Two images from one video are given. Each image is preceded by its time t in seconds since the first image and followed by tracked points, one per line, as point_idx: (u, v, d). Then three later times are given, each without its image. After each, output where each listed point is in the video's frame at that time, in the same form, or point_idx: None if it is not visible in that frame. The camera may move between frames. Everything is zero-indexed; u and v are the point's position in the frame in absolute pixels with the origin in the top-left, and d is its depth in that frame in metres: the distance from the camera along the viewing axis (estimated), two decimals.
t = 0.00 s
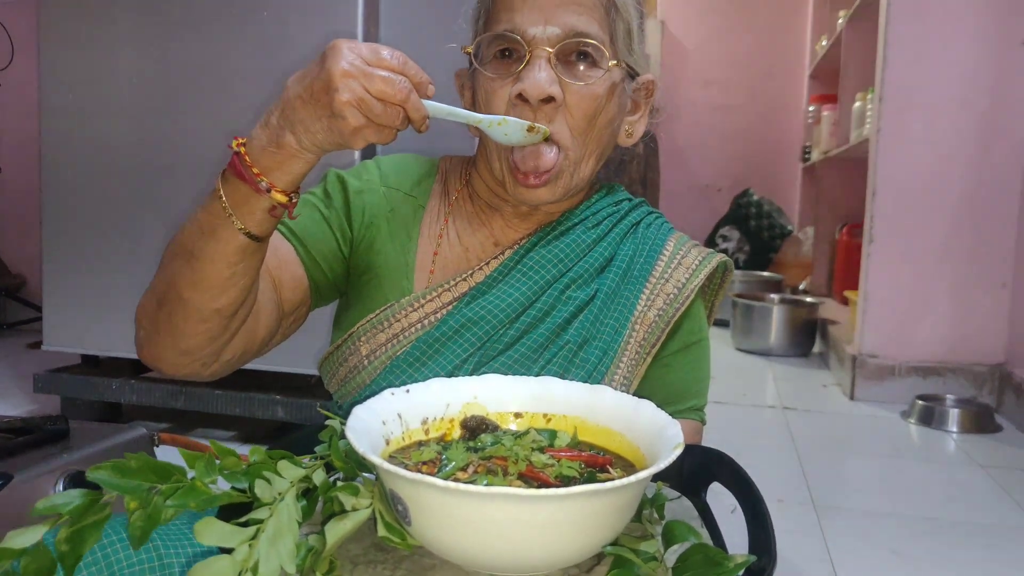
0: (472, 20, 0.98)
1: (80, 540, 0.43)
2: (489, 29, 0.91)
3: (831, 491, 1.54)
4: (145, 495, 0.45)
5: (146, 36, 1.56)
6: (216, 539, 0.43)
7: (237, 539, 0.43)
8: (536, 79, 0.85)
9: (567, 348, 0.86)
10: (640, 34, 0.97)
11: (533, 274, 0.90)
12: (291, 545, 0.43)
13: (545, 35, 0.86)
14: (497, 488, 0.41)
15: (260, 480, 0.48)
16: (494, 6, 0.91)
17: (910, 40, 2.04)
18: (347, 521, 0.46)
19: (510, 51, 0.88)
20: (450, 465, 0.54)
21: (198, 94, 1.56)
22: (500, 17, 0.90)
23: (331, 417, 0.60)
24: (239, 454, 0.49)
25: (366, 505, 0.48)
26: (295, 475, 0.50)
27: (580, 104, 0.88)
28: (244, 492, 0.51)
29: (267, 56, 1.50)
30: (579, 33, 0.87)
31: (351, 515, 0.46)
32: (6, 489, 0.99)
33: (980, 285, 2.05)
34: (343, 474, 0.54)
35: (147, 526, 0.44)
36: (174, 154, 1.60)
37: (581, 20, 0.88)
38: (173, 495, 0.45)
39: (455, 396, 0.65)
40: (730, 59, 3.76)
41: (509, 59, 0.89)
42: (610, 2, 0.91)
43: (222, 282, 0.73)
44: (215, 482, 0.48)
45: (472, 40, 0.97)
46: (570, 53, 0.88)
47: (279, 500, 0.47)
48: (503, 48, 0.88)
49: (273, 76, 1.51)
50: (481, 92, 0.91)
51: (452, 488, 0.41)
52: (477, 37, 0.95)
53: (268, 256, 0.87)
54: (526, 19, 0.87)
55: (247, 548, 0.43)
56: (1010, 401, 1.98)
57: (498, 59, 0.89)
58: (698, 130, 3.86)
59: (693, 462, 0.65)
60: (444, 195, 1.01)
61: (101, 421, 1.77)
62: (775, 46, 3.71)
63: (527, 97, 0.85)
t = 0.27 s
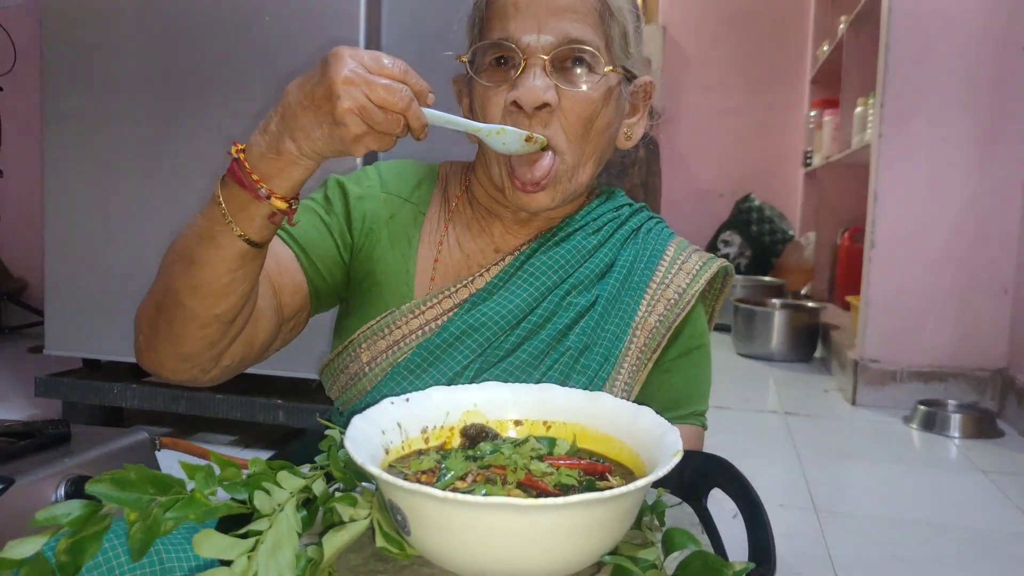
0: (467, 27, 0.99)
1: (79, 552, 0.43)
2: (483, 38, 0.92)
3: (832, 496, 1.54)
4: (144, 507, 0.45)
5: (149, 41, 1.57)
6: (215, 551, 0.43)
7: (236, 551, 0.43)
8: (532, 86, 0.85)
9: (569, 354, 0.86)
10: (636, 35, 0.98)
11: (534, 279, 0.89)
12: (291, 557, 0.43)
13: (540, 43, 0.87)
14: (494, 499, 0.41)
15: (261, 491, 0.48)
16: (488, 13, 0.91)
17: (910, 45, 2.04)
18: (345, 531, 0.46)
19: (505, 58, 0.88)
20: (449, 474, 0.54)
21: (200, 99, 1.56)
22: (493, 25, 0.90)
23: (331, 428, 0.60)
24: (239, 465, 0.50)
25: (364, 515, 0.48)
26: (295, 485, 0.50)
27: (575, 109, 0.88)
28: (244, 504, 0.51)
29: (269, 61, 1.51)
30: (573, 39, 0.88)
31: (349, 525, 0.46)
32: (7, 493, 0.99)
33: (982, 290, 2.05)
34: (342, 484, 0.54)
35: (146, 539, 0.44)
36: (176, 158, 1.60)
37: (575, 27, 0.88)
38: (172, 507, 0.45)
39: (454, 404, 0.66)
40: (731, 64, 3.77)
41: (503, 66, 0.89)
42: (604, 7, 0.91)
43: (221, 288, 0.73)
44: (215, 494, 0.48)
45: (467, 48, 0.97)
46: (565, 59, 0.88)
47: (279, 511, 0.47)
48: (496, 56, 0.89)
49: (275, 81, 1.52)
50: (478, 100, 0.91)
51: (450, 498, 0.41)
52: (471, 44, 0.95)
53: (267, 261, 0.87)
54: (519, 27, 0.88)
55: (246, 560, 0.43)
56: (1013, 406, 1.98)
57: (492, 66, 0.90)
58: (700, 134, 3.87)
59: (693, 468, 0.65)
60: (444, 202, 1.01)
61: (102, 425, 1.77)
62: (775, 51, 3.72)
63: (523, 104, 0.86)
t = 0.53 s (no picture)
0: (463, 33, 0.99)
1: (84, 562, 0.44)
2: (478, 46, 0.93)
3: (834, 500, 1.54)
4: (147, 517, 0.46)
5: (152, 46, 1.57)
6: (219, 560, 0.43)
7: (239, 560, 0.44)
8: (526, 93, 0.86)
9: (570, 360, 0.86)
10: (634, 37, 0.98)
11: (535, 285, 0.90)
12: (293, 565, 0.44)
13: (530, 51, 0.88)
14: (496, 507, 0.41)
15: (263, 500, 0.49)
16: (482, 20, 0.92)
17: (912, 51, 2.04)
18: (347, 541, 0.46)
19: (499, 66, 0.89)
20: (450, 482, 0.54)
21: (203, 104, 1.57)
22: (486, 33, 0.91)
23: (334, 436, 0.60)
24: (240, 475, 0.51)
25: (365, 524, 0.48)
26: (297, 494, 0.50)
27: (569, 113, 0.88)
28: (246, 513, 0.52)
29: (272, 66, 1.51)
30: (566, 46, 0.88)
31: (351, 534, 0.47)
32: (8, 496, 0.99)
33: (984, 296, 2.05)
34: (343, 492, 0.54)
35: (150, 548, 0.44)
36: (179, 163, 1.60)
37: (568, 33, 0.89)
38: (175, 517, 0.46)
39: (456, 410, 0.66)
40: (733, 69, 3.77)
41: (497, 74, 0.89)
42: (597, 11, 0.91)
43: (223, 291, 0.73)
44: (216, 503, 0.49)
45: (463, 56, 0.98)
46: (558, 65, 0.88)
47: (281, 520, 0.47)
48: (489, 64, 0.90)
49: (277, 85, 1.52)
50: (474, 107, 0.92)
51: (451, 506, 0.42)
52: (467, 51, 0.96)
53: (269, 265, 0.87)
54: (511, 35, 0.88)
55: (249, 569, 0.43)
56: (1015, 412, 1.98)
57: (486, 74, 0.90)
58: (701, 139, 3.87)
59: (695, 473, 0.66)
60: (445, 207, 1.01)
61: (104, 429, 1.78)
62: (777, 56, 3.72)
63: (516, 112, 0.86)
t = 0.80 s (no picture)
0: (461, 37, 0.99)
1: (85, 568, 0.44)
2: (476, 52, 0.93)
3: (835, 505, 1.54)
4: (149, 523, 0.46)
5: (154, 50, 1.57)
6: (221, 567, 0.43)
7: (241, 567, 0.44)
8: (524, 99, 0.86)
9: (572, 364, 0.86)
10: (631, 40, 0.98)
11: (537, 290, 0.89)
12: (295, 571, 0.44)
13: (529, 57, 0.88)
14: (498, 512, 0.41)
15: (264, 506, 0.49)
16: (480, 25, 0.92)
17: (913, 55, 2.04)
18: (349, 547, 0.46)
19: (497, 71, 0.89)
20: (452, 487, 0.54)
21: (205, 108, 1.57)
22: (484, 38, 0.91)
23: (336, 442, 0.60)
24: (242, 480, 0.51)
25: (367, 530, 0.48)
26: (299, 500, 0.50)
27: (569, 117, 0.88)
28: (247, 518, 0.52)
29: (273, 70, 1.52)
30: (564, 51, 0.88)
31: (352, 540, 0.47)
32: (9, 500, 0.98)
33: (985, 300, 2.05)
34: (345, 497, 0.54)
35: (151, 554, 0.45)
36: (180, 167, 1.60)
37: (566, 38, 0.89)
38: (177, 524, 0.46)
39: (457, 415, 0.66)
40: (734, 73, 3.78)
41: (495, 79, 0.90)
42: (595, 15, 0.91)
43: (224, 295, 0.73)
44: (218, 509, 0.49)
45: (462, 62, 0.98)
46: (557, 70, 0.89)
47: (283, 526, 0.47)
48: (488, 70, 0.90)
49: (279, 89, 1.52)
50: (473, 113, 0.92)
51: (454, 512, 0.41)
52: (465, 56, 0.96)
53: (270, 269, 0.87)
54: (509, 41, 0.88)
55: None
56: (1016, 416, 1.98)
57: (485, 80, 0.91)
58: (702, 143, 3.87)
59: (697, 477, 0.65)
60: (446, 212, 1.01)
61: (105, 433, 1.77)
62: (778, 61, 3.73)
63: (516, 118, 0.86)
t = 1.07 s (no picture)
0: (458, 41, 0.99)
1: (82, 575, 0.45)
2: (471, 60, 0.93)
3: (835, 508, 1.53)
4: (146, 530, 0.47)
5: (154, 53, 1.58)
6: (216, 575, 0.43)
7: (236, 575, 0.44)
8: (519, 107, 0.86)
9: (570, 368, 0.86)
10: (627, 43, 0.97)
11: (535, 293, 0.90)
12: None
13: (523, 65, 0.88)
14: (493, 517, 0.41)
15: (261, 512, 0.49)
16: (474, 33, 0.92)
17: (912, 58, 2.04)
18: (344, 552, 0.47)
19: (492, 79, 0.89)
20: (448, 492, 0.54)
21: (205, 111, 1.57)
22: (479, 46, 0.91)
23: (333, 447, 0.60)
24: (239, 487, 0.51)
25: (362, 535, 0.48)
26: (296, 506, 0.50)
27: (566, 124, 0.89)
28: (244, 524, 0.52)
29: (273, 73, 1.52)
30: (559, 58, 0.88)
31: (348, 546, 0.47)
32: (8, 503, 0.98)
33: (985, 303, 2.05)
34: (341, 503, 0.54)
35: (148, 562, 0.46)
36: (180, 170, 1.61)
37: (561, 44, 0.89)
38: (174, 531, 0.46)
39: (455, 420, 0.66)
40: (734, 76, 3.78)
41: (491, 87, 0.90)
42: (589, 21, 0.91)
43: (220, 296, 0.73)
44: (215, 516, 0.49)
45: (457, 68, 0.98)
46: (552, 77, 0.89)
47: (279, 532, 0.47)
48: (483, 78, 0.90)
49: (279, 92, 1.53)
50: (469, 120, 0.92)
51: (449, 517, 0.41)
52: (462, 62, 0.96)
53: (268, 270, 0.87)
54: (502, 49, 0.88)
55: None
56: (1017, 419, 1.98)
57: (480, 88, 0.91)
58: (703, 146, 3.87)
59: (695, 479, 0.65)
60: (444, 216, 1.01)
61: (105, 435, 1.77)
62: (778, 64, 3.73)
63: (511, 127, 0.86)
